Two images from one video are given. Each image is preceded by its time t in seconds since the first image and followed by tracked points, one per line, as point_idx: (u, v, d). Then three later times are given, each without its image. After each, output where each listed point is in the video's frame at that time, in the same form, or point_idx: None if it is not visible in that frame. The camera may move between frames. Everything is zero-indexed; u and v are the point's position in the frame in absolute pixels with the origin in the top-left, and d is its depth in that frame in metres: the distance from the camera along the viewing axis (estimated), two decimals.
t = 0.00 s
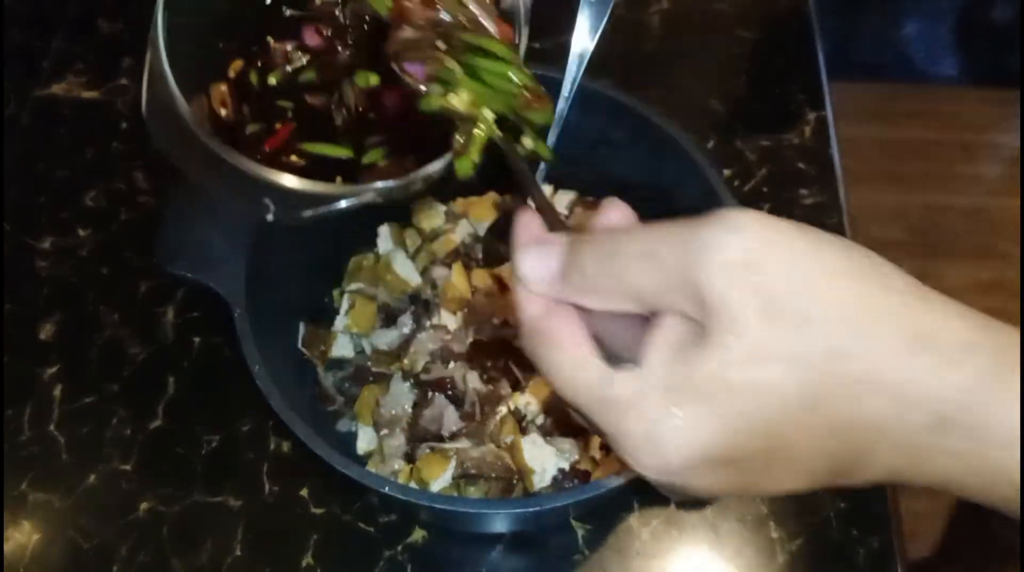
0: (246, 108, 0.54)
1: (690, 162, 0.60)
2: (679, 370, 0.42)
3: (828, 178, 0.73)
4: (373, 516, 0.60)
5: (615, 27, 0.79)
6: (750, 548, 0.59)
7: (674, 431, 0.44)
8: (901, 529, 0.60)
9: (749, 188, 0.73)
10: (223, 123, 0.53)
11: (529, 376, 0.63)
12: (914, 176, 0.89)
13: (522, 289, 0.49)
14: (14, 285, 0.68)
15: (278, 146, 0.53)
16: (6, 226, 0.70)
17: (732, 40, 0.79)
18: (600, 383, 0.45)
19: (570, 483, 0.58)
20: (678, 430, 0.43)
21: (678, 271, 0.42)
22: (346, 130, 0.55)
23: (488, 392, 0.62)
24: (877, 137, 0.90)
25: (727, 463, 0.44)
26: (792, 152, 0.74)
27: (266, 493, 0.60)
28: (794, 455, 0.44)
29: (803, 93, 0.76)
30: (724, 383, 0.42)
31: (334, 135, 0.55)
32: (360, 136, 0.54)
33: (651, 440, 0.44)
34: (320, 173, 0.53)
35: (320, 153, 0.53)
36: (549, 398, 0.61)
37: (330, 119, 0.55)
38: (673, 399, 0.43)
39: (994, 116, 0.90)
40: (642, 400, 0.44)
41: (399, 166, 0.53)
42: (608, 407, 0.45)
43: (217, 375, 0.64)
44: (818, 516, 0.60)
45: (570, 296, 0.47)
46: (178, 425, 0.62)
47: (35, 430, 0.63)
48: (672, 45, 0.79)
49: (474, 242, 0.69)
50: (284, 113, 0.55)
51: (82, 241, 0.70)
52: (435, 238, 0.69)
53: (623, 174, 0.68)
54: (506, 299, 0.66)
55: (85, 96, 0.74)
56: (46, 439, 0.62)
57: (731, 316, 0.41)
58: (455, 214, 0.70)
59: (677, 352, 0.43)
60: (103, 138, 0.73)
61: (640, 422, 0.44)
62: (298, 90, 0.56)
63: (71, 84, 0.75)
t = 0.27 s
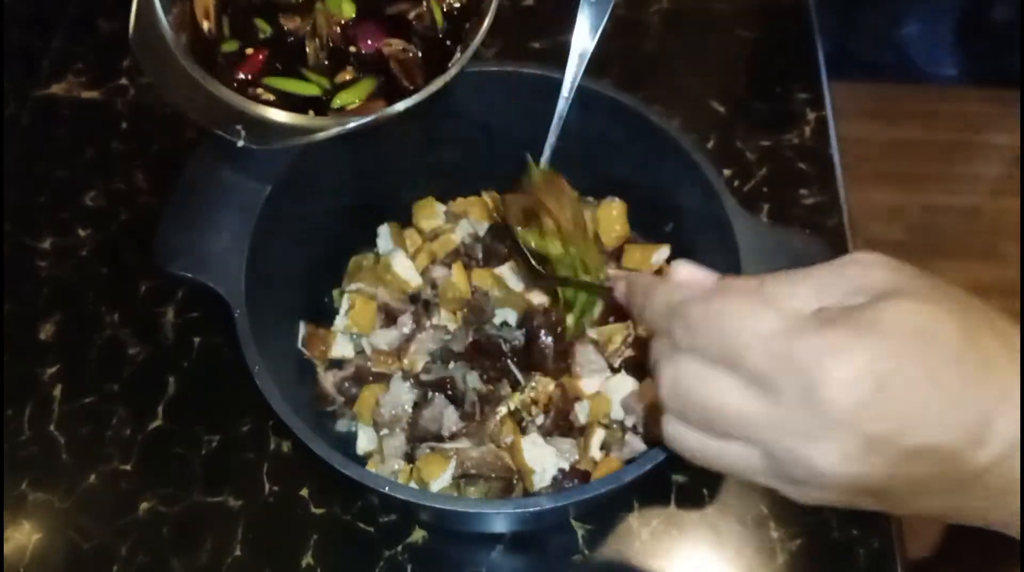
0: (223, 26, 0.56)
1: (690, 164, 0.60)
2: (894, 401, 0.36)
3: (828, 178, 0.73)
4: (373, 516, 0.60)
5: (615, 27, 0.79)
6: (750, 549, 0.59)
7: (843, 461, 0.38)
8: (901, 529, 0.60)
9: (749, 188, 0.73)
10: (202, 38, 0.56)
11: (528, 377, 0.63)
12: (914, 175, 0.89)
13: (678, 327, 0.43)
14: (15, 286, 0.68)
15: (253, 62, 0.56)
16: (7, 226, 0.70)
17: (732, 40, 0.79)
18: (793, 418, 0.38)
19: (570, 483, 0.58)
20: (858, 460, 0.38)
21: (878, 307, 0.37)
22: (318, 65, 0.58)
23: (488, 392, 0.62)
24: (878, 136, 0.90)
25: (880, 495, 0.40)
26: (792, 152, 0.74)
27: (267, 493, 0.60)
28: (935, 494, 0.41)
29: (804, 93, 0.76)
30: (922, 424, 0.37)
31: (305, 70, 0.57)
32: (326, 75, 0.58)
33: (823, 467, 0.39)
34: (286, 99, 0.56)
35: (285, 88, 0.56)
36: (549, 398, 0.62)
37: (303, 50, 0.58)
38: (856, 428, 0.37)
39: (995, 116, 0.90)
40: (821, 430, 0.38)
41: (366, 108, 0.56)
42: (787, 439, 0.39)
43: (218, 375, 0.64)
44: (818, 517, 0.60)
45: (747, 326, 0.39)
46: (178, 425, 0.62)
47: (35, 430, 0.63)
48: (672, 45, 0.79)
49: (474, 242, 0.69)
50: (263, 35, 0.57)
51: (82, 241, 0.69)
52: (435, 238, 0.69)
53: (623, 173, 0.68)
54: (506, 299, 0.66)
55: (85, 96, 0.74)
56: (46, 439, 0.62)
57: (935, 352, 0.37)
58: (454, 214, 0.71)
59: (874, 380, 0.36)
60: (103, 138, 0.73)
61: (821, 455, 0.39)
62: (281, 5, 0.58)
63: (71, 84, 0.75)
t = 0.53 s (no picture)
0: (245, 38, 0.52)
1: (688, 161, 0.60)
2: (977, 291, 0.31)
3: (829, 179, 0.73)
4: (373, 516, 0.60)
5: (616, 27, 0.79)
6: (750, 549, 0.59)
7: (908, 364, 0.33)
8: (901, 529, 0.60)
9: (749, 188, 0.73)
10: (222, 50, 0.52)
11: (529, 377, 0.63)
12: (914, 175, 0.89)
13: (738, 196, 0.33)
14: (15, 286, 0.68)
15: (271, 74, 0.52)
16: (6, 226, 0.70)
17: (732, 40, 0.79)
18: (906, 308, 0.32)
19: (570, 483, 0.58)
20: (927, 366, 0.33)
21: (979, 196, 0.33)
22: (340, 78, 0.53)
23: (489, 392, 0.62)
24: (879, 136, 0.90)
25: (925, 413, 0.34)
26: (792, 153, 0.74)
27: (266, 493, 0.60)
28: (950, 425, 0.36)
29: (804, 92, 0.76)
30: (987, 323, 0.32)
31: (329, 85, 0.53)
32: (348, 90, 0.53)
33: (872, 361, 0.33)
34: (304, 111, 0.51)
35: (306, 102, 0.52)
36: (548, 399, 0.62)
37: (325, 64, 0.53)
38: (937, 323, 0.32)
39: (994, 116, 0.90)
40: (885, 319, 0.32)
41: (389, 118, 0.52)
42: (862, 338, 0.32)
43: (217, 375, 0.64)
44: (817, 517, 0.60)
45: (833, 196, 0.31)
46: (178, 425, 0.62)
47: (35, 430, 0.63)
48: (672, 45, 0.79)
49: (474, 242, 0.69)
50: (285, 49, 0.53)
51: (82, 241, 0.69)
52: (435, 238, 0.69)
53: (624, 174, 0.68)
54: (507, 298, 0.66)
55: (85, 96, 0.74)
56: (45, 439, 0.62)
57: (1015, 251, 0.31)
58: (454, 214, 0.71)
59: (973, 267, 0.30)
60: (103, 138, 0.73)
61: (890, 347, 0.32)
62: (305, 21, 0.54)
63: (71, 84, 0.75)
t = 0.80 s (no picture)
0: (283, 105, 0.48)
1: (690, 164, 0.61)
2: (639, 217, 0.31)
3: (829, 178, 0.73)
4: (373, 516, 0.60)
5: (615, 27, 0.79)
6: (751, 549, 0.59)
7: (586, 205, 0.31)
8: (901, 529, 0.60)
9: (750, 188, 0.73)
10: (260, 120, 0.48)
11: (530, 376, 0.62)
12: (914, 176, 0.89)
13: (430, 125, 0.34)
14: (14, 286, 0.68)
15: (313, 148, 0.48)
16: (6, 226, 0.70)
17: (732, 41, 0.79)
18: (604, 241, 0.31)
19: (570, 483, 0.58)
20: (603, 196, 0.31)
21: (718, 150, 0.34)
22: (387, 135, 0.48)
23: (488, 392, 0.61)
24: (878, 136, 0.90)
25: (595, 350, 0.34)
26: (792, 153, 0.74)
27: (266, 493, 0.60)
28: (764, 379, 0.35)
29: (803, 92, 0.76)
30: (764, 257, 0.32)
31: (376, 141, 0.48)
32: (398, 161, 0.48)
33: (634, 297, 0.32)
34: (352, 184, 0.47)
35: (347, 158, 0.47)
36: (549, 398, 0.61)
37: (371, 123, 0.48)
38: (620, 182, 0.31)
39: (994, 115, 0.90)
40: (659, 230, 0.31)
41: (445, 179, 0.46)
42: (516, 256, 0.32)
43: (218, 375, 0.64)
44: (818, 517, 0.60)
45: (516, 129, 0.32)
46: (179, 425, 0.62)
47: (35, 430, 0.63)
48: (671, 45, 0.79)
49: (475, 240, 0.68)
50: (325, 116, 0.48)
51: (82, 241, 0.69)
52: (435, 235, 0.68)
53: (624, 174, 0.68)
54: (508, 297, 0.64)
55: (85, 96, 0.74)
56: (45, 439, 0.62)
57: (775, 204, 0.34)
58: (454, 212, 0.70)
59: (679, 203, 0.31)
60: (103, 138, 0.73)
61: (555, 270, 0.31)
62: (344, 82, 0.49)
63: (71, 84, 0.75)
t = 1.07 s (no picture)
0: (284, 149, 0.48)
1: (690, 164, 0.61)
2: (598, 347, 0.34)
3: (829, 178, 0.73)
4: (373, 516, 0.60)
5: (615, 27, 0.79)
6: (751, 549, 0.59)
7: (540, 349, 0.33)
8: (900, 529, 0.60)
9: (750, 188, 0.73)
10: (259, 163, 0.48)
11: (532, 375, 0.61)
12: (916, 176, 0.89)
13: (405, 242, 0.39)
14: (14, 286, 0.68)
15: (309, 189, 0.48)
16: (6, 226, 0.70)
17: (732, 41, 0.79)
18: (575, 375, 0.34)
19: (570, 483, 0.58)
20: (556, 344, 0.33)
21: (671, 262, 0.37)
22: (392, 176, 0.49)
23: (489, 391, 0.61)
24: (878, 136, 0.90)
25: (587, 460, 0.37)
26: (792, 152, 0.74)
27: (266, 493, 0.60)
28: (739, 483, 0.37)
29: (803, 92, 0.76)
30: (719, 376, 0.35)
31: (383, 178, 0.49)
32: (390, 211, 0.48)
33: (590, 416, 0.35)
34: (343, 233, 0.47)
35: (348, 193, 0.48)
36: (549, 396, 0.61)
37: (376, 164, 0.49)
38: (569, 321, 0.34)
39: (994, 116, 0.90)
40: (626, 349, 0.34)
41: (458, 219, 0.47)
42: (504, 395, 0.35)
43: (218, 375, 0.64)
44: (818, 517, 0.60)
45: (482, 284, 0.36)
46: (178, 425, 0.62)
47: (35, 430, 0.63)
48: (672, 45, 0.79)
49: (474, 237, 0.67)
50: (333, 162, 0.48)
51: (82, 241, 0.69)
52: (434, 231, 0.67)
53: (624, 173, 0.68)
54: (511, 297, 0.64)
55: (85, 96, 0.74)
56: (45, 439, 0.62)
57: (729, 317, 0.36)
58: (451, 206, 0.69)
59: (643, 333, 0.34)
60: (103, 137, 0.73)
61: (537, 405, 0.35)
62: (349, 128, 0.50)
63: (71, 84, 0.75)
